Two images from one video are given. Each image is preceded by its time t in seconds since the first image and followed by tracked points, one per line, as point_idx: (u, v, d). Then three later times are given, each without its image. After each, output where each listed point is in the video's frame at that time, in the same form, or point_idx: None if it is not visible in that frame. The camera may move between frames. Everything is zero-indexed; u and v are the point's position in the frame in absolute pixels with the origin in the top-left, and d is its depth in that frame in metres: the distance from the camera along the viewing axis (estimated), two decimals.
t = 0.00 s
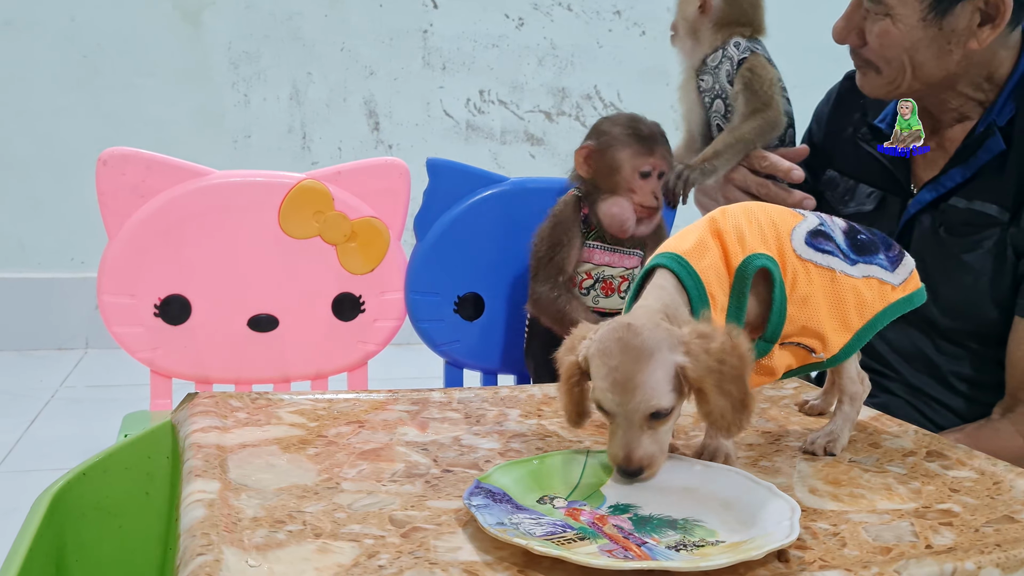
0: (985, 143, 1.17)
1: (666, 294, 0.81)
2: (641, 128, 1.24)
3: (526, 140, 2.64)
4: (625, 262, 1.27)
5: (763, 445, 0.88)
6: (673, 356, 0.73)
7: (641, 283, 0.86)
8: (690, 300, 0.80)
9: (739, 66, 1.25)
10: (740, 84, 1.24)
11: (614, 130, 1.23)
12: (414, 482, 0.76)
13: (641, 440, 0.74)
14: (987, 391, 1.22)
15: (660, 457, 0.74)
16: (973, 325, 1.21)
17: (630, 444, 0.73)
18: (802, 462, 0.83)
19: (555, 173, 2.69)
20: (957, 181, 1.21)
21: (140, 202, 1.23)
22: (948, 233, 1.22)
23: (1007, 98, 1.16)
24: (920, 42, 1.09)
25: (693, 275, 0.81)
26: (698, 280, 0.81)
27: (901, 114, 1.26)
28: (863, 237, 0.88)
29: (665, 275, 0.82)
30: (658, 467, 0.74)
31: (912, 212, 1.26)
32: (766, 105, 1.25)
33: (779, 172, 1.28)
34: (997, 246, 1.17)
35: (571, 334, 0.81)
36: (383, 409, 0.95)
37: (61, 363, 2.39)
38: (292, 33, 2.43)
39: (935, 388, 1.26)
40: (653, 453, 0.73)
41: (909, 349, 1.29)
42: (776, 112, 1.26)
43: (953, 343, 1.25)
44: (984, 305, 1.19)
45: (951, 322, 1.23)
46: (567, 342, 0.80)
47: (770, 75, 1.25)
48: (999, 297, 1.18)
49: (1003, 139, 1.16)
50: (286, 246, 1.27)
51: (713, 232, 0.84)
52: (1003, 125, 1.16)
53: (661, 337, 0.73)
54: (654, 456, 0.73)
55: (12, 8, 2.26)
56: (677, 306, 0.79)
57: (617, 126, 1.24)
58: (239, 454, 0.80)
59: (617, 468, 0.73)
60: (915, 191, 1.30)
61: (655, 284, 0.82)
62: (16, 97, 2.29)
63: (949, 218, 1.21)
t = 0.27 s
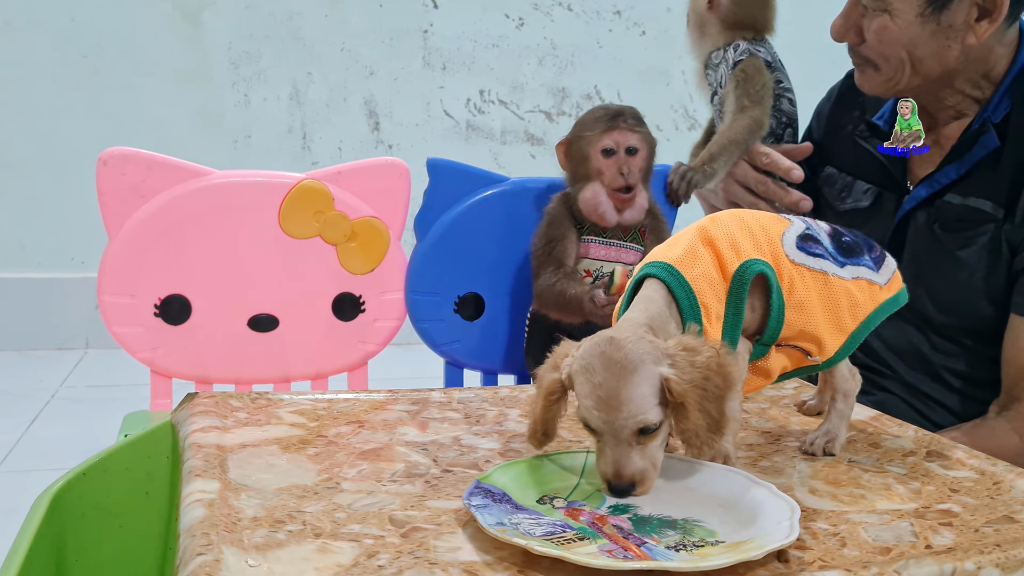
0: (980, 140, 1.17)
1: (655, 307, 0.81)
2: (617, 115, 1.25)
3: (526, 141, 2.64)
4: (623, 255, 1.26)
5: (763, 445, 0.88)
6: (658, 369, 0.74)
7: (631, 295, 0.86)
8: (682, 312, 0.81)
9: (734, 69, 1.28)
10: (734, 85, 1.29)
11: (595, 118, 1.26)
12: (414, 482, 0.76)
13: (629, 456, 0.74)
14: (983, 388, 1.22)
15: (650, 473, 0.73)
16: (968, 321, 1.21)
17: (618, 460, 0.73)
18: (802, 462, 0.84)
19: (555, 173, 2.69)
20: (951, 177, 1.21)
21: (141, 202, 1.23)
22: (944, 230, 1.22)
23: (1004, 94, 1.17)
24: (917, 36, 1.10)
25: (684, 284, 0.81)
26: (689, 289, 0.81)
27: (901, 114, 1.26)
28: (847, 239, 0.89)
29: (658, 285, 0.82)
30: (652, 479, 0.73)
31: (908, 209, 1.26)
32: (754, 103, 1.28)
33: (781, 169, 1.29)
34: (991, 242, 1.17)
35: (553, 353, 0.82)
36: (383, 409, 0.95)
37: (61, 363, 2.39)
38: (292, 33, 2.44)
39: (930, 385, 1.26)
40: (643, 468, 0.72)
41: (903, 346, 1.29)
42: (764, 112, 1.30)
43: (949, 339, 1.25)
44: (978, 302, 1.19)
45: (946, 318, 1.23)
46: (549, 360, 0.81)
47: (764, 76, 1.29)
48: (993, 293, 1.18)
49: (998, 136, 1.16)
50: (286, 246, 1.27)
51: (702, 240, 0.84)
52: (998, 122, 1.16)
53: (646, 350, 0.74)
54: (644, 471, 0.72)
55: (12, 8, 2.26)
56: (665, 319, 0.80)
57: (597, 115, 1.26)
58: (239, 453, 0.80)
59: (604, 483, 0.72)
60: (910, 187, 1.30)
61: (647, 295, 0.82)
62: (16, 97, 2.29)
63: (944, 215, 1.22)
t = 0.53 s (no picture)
0: (979, 138, 1.17)
1: (636, 307, 0.80)
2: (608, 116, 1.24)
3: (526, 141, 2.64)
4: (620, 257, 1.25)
5: (763, 445, 0.88)
6: (610, 366, 0.75)
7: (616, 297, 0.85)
8: (670, 310, 0.79)
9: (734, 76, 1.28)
10: (734, 91, 1.28)
11: (585, 120, 1.23)
12: (414, 481, 0.76)
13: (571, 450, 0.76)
14: (983, 387, 1.23)
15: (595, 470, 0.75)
16: (967, 319, 1.21)
17: (560, 452, 0.75)
18: (802, 462, 0.84)
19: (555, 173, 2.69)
20: (951, 176, 1.21)
21: (140, 202, 1.23)
22: (944, 227, 1.22)
23: (1003, 92, 1.17)
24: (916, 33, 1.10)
25: (674, 284, 0.80)
26: (679, 289, 0.80)
27: (901, 116, 1.28)
28: (830, 238, 0.90)
29: (644, 283, 0.82)
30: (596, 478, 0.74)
31: (908, 207, 1.26)
32: (753, 110, 1.29)
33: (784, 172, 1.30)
34: (990, 239, 1.17)
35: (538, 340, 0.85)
36: (383, 409, 0.95)
37: (60, 363, 2.39)
38: (292, 33, 2.43)
39: (930, 384, 1.27)
40: (583, 465, 0.74)
41: (904, 344, 1.30)
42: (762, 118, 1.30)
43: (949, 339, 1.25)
44: (978, 300, 1.19)
45: (946, 316, 1.23)
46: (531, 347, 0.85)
47: (766, 84, 1.28)
48: (993, 290, 1.17)
49: (996, 134, 1.16)
50: (286, 246, 1.27)
51: (690, 240, 0.83)
52: (996, 120, 1.16)
53: (601, 345, 0.76)
54: (585, 468, 0.74)
55: (12, 8, 2.26)
56: (648, 319, 0.80)
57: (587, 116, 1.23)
58: (239, 453, 0.80)
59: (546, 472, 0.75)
60: (911, 184, 1.30)
61: (634, 295, 0.81)
62: (16, 97, 2.29)
63: (942, 213, 1.22)
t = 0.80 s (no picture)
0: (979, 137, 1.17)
1: (614, 309, 0.81)
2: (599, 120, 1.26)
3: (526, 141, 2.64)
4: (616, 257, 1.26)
5: (762, 445, 0.89)
6: (599, 364, 0.73)
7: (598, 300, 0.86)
8: (648, 317, 0.80)
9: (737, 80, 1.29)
10: (736, 95, 1.29)
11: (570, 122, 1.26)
12: (413, 481, 0.76)
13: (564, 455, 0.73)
14: (982, 386, 1.23)
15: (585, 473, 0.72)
16: (967, 317, 1.21)
17: (554, 458, 0.72)
18: (802, 462, 0.84)
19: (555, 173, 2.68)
20: (951, 174, 1.20)
21: (140, 202, 1.23)
22: (944, 225, 1.22)
23: (1004, 91, 1.16)
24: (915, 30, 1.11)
25: (655, 292, 0.80)
26: (659, 297, 0.80)
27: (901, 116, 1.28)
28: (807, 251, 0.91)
29: (626, 288, 0.82)
30: (586, 481, 0.72)
31: (909, 206, 1.25)
32: (755, 115, 1.29)
33: (783, 174, 1.28)
34: (989, 236, 1.17)
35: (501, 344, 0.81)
36: (382, 409, 0.95)
37: (60, 363, 2.39)
38: (292, 33, 2.43)
39: (930, 382, 1.28)
40: (577, 470, 0.72)
41: (904, 343, 1.30)
42: (762, 122, 1.31)
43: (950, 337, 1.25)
44: (978, 297, 1.19)
45: (946, 313, 1.23)
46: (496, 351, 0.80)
47: (767, 89, 1.29)
48: (993, 287, 1.17)
49: (996, 132, 1.15)
50: (285, 245, 1.27)
51: (674, 248, 0.83)
52: (996, 119, 1.16)
53: (588, 345, 0.73)
54: (580, 474, 0.72)
55: (11, 8, 2.26)
56: (624, 317, 0.80)
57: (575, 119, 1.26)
58: (239, 453, 0.80)
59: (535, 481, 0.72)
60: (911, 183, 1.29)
61: (615, 300, 0.82)
62: (15, 96, 2.29)
63: (944, 209, 1.21)
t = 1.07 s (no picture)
0: (980, 136, 1.17)
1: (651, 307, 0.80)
2: (596, 124, 1.27)
3: (526, 141, 2.64)
4: (611, 258, 1.28)
5: (763, 444, 0.89)
6: (691, 373, 0.73)
7: (619, 297, 0.85)
8: (678, 312, 0.81)
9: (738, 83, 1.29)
10: (735, 98, 1.29)
11: (566, 124, 1.28)
12: (414, 481, 0.76)
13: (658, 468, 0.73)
14: (983, 386, 1.23)
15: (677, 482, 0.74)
16: (968, 316, 1.21)
17: (652, 473, 0.72)
18: (803, 462, 0.84)
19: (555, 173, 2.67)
20: (954, 173, 1.20)
21: (139, 202, 1.23)
22: (946, 223, 1.22)
23: (1005, 89, 1.17)
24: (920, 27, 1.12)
25: (682, 286, 0.81)
26: (686, 291, 0.81)
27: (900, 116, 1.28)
28: (805, 252, 0.92)
29: (652, 283, 0.83)
30: (679, 490, 0.74)
31: (910, 205, 1.26)
32: (755, 118, 1.30)
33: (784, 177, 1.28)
34: (991, 236, 1.17)
35: (562, 367, 0.77)
36: (383, 409, 0.95)
37: (59, 364, 2.39)
38: (291, 33, 2.43)
39: (930, 381, 1.28)
40: (675, 479, 0.73)
41: (905, 342, 1.30)
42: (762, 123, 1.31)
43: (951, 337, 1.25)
44: (979, 297, 1.19)
45: (947, 313, 1.23)
46: (559, 376, 0.76)
47: (765, 89, 1.30)
48: (994, 286, 1.18)
49: (998, 131, 1.15)
50: (285, 245, 1.27)
51: (696, 241, 0.85)
52: (998, 119, 1.16)
53: (678, 357, 0.73)
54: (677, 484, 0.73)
55: (11, 8, 2.26)
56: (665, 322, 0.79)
57: (570, 121, 1.28)
58: (239, 453, 0.80)
59: (638, 500, 0.72)
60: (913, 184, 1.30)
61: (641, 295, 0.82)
62: (15, 96, 2.29)
63: (945, 209, 1.21)
